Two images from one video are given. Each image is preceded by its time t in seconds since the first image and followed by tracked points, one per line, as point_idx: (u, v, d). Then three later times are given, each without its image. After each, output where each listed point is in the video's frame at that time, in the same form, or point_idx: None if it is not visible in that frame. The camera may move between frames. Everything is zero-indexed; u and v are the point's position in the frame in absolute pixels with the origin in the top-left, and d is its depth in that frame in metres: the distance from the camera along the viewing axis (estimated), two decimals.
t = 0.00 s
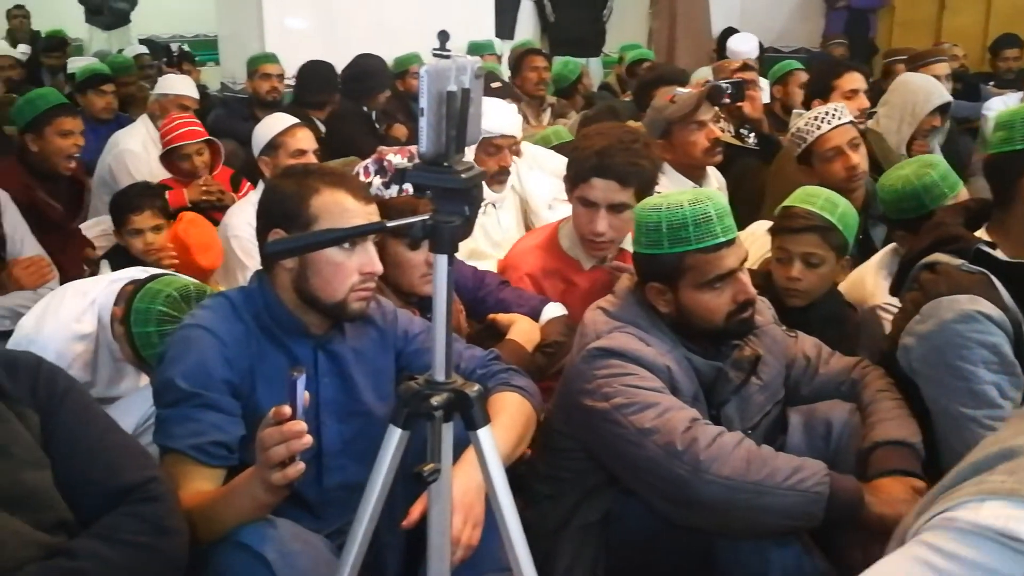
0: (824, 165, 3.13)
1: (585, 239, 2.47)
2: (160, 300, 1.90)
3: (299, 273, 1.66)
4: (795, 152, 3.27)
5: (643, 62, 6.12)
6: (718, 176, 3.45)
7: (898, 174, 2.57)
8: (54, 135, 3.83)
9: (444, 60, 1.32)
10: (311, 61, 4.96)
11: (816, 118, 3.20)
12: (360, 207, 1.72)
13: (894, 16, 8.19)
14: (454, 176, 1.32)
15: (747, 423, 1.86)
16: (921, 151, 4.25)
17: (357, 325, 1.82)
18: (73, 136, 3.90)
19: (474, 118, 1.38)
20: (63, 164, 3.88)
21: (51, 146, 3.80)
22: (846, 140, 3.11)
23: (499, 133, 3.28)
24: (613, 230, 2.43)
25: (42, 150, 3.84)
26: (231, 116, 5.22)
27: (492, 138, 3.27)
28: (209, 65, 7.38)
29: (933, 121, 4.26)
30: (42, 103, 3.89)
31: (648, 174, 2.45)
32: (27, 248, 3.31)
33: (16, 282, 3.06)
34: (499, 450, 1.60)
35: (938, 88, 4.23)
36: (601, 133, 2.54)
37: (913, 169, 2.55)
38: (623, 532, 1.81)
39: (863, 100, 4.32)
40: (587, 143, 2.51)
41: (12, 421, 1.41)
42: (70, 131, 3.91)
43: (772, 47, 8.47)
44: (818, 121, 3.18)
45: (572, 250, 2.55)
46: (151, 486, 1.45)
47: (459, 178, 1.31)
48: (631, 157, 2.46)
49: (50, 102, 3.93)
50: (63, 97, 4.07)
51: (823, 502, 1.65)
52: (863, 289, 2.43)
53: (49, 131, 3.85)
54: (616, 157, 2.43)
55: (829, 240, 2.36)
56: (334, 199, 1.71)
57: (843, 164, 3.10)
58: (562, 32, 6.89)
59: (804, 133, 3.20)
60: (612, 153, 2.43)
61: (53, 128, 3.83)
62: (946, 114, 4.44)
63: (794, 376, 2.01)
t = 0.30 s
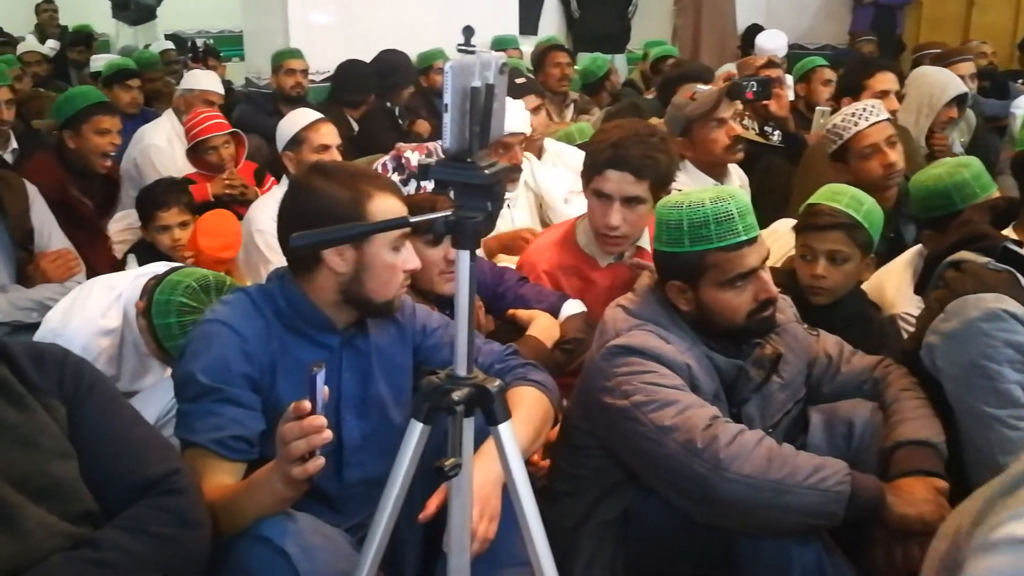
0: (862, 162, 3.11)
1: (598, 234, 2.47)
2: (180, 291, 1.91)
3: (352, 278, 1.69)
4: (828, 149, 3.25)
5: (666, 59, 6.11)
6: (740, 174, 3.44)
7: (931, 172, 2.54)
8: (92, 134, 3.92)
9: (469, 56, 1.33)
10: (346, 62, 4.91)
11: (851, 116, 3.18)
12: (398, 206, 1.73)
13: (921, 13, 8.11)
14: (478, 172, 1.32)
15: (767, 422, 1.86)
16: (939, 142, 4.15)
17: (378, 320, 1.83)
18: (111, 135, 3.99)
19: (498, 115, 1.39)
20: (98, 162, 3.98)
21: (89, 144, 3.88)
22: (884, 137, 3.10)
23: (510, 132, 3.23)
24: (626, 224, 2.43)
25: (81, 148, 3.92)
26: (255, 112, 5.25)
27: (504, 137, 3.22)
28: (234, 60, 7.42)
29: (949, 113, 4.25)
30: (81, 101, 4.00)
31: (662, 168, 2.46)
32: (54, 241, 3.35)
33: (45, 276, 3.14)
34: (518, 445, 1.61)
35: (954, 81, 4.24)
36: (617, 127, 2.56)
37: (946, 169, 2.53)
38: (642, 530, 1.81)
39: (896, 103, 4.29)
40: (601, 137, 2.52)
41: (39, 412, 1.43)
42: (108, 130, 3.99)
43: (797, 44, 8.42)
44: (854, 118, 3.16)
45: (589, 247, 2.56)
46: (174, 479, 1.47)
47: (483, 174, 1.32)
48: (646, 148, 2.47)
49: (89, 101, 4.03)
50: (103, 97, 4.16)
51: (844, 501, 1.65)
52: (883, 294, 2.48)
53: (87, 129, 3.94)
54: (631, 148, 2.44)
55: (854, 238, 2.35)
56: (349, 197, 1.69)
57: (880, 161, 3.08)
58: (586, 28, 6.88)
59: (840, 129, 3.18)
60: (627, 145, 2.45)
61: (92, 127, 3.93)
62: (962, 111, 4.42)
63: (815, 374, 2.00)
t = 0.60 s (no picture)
0: (904, 159, 3.11)
1: (607, 231, 2.47)
2: (198, 284, 1.93)
3: (382, 278, 1.71)
4: (872, 142, 3.29)
5: (681, 53, 6.10)
6: (754, 167, 3.43)
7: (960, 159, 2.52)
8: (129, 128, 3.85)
9: (484, 49, 1.33)
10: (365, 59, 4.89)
11: (898, 113, 3.20)
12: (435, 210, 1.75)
13: (940, 7, 8.05)
14: (492, 166, 1.32)
15: (779, 416, 1.86)
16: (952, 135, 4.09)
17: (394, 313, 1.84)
18: (145, 129, 3.93)
19: (512, 109, 1.38)
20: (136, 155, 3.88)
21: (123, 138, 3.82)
22: (928, 136, 3.12)
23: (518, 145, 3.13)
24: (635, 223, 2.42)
25: (117, 141, 3.86)
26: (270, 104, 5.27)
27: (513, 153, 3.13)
28: (249, 53, 7.44)
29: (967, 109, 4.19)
30: (118, 96, 3.96)
31: (673, 168, 2.44)
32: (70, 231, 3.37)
33: (60, 265, 3.12)
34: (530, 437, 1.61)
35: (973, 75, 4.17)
36: (627, 125, 2.53)
37: (977, 159, 2.49)
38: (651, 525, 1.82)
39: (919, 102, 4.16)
40: (614, 134, 2.49)
41: (55, 402, 1.45)
42: (144, 125, 3.94)
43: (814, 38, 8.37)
44: (901, 115, 3.18)
45: (598, 241, 2.56)
46: (188, 470, 1.48)
47: (497, 168, 1.32)
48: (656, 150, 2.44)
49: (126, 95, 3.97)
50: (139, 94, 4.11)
51: (855, 497, 1.65)
52: (889, 288, 2.58)
53: (123, 124, 3.89)
54: (642, 149, 2.41)
55: (865, 232, 2.34)
56: (370, 194, 1.68)
57: (921, 160, 3.07)
58: (600, 22, 6.87)
59: (885, 124, 3.21)
60: (637, 145, 2.42)
61: (127, 121, 3.87)
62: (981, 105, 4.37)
63: (828, 368, 2.00)
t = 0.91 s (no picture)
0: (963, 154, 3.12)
1: (621, 232, 2.48)
2: (212, 278, 1.93)
3: (404, 271, 1.71)
4: (930, 133, 3.25)
5: (698, 44, 6.07)
6: (771, 158, 3.42)
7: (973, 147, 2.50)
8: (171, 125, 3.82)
9: (500, 39, 1.32)
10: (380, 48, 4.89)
11: (964, 105, 3.15)
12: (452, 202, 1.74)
13: None
14: (508, 156, 1.32)
15: (795, 410, 1.85)
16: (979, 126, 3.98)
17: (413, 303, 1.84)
18: (191, 128, 3.86)
19: (528, 99, 1.38)
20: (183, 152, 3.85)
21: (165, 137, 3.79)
22: (988, 133, 3.11)
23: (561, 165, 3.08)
24: (645, 226, 2.42)
25: (162, 138, 3.83)
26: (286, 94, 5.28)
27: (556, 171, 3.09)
28: (266, 44, 7.46)
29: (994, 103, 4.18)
30: (165, 92, 3.89)
31: (684, 172, 2.40)
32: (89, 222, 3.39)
33: (78, 255, 3.13)
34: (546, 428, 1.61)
35: (1002, 72, 4.19)
36: (638, 127, 2.49)
37: (988, 146, 2.48)
38: (666, 520, 1.82)
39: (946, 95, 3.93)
40: (627, 134, 2.45)
41: (74, 392, 1.46)
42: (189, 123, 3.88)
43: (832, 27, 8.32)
44: (968, 109, 3.14)
45: (610, 237, 2.57)
46: (205, 459, 1.49)
47: (513, 158, 1.32)
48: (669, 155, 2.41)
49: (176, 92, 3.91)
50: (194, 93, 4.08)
51: (870, 494, 1.64)
52: (904, 278, 2.57)
53: (168, 121, 3.83)
54: (652, 153, 2.38)
55: (879, 224, 2.32)
56: (398, 188, 1.69)
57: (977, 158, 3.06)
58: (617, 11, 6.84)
59: (947, 116, 3.17)
60: (647, 151, 2.39)
61: (173, 118, 3.82)
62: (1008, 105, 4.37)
63: (845, 361, 1.99)
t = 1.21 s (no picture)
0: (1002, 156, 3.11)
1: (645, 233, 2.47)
2: (234, 273, 1.95)
3: (427, 270, 1.71)
4: (969, 133, 3.23)
5: (721, 41, 6.05)
6: (794, 156, 3.39)
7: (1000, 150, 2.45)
8: (207, 129, 3.85)
9: (522, 36, 1.32)
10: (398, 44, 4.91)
11: (1007, 106, 3.12)
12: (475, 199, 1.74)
13: None
14: (529, 153, 1.32)
15: (818, 410, 1.84)
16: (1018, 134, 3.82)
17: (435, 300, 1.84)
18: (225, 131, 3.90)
19: (550, 96, 1.38)
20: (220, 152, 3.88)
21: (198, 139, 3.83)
22: None
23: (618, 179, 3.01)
24: (671, 227, 2.42)
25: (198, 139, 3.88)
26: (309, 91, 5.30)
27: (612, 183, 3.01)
28: (289, 41, 7.50)
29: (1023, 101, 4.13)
30: (204, 93, 3.90)
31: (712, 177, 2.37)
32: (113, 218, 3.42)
33: (102, 250, 3.16)
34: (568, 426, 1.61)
35: None
36: (668, 128, 2.46)
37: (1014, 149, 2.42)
38: (688, 520, 1.81)
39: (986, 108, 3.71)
40: (655, 136, 2.43)
41: (97, 384, 1.47)
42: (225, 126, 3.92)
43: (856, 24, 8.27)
44: (1011, 110, 3.10)
45: (633, 236, 2.56)
46: (226, 454, 1.50)
47: (534, 155, 1.32)
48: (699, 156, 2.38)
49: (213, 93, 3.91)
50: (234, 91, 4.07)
51: (896, 496, 1.62)
52: (929, 278, 2.54)
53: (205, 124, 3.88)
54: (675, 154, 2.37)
55: (903, 223, 2.29)
56: (425, 186, 1.69)
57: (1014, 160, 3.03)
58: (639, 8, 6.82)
59: (988, 116, 3.15)
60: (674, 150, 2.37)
61: (207, 121, 3.86)
62: None
63: (868, 361, 1.97)
